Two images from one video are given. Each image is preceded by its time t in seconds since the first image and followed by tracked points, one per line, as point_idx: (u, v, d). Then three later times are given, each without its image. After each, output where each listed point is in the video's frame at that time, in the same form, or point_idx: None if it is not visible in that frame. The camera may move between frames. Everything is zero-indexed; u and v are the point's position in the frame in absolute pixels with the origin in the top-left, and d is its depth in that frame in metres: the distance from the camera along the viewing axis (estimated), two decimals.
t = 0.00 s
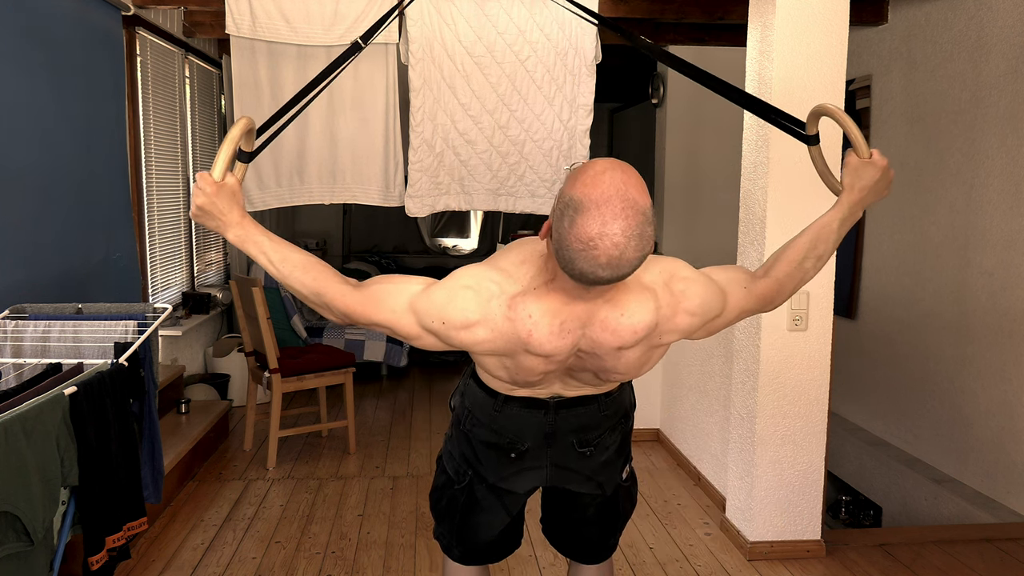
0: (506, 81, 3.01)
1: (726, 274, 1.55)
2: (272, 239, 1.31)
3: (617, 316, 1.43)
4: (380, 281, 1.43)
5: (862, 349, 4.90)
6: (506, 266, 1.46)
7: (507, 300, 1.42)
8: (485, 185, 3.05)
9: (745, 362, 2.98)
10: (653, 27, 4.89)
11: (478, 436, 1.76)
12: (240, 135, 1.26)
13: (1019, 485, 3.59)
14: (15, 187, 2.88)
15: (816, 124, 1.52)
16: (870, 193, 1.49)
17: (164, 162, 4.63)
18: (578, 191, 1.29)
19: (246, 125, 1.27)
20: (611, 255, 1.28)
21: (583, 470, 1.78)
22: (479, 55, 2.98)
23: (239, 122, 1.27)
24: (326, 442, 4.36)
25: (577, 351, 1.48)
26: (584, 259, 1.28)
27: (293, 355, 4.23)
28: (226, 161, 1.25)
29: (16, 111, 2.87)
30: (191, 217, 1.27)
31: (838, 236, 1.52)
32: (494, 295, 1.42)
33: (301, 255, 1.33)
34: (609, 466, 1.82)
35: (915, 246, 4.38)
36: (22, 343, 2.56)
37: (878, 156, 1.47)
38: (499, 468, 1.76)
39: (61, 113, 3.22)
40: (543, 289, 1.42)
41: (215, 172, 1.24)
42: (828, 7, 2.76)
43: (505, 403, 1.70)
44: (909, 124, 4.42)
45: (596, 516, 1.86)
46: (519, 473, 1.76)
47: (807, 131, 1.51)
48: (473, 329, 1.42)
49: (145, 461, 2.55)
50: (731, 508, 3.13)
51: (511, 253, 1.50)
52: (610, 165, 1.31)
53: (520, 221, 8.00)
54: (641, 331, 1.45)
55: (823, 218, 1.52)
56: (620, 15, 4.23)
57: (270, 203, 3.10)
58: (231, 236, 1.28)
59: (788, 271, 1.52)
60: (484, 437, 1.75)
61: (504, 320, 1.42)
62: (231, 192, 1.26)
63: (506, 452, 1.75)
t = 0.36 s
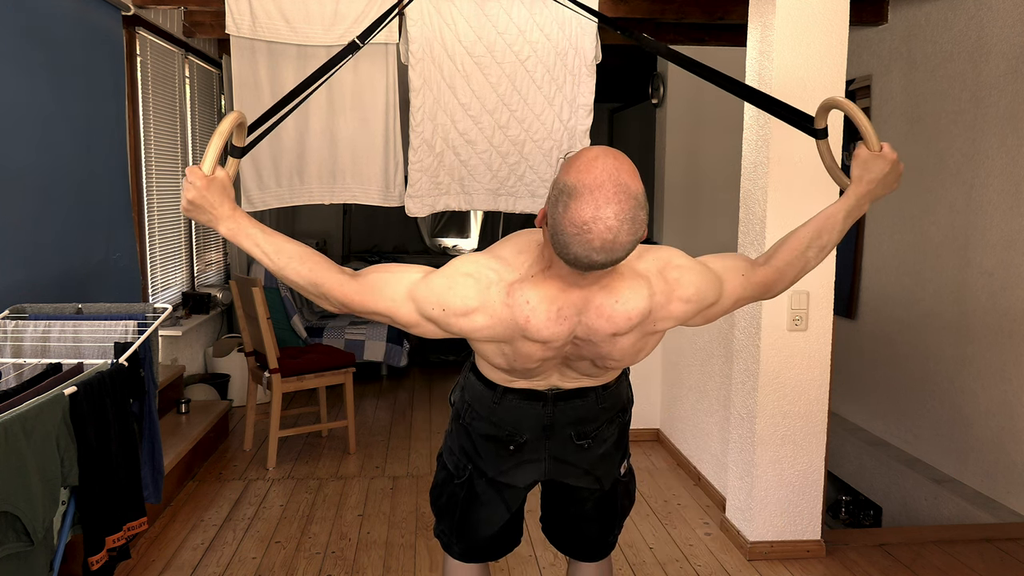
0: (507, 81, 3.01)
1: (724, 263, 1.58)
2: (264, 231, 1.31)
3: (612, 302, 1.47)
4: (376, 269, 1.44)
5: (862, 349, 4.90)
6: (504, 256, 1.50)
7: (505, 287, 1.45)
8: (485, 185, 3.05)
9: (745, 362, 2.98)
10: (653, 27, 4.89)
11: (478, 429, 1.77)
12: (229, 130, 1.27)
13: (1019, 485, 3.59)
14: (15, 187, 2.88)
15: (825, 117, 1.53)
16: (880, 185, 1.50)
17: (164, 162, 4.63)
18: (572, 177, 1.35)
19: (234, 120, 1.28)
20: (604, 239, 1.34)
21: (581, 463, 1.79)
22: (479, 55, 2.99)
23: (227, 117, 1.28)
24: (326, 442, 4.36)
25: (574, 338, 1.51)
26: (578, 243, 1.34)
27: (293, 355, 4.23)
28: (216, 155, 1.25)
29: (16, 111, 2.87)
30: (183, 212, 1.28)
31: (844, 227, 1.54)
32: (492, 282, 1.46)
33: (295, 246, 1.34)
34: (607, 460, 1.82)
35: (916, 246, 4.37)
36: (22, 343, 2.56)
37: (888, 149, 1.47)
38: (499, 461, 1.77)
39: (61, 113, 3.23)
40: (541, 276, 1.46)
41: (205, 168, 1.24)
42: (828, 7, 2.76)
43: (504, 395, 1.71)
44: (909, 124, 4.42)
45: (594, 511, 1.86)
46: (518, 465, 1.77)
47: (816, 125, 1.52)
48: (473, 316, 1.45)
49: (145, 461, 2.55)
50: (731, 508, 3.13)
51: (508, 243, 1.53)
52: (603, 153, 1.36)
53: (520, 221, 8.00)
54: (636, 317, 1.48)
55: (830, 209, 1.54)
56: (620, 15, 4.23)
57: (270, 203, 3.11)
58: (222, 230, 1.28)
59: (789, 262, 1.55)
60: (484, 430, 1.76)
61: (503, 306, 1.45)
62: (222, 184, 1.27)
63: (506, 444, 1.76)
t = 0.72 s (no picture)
0: (507, 81, 3.01)
1: (724, 258, 1.59)
2: (263, 231, 1.31)
3: (611, 297, 1.47)
4: (378, 265, 1.44)
5: (862, 349, 4.90)
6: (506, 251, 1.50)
7: (508, 282, 1.46)
8: (485, 185, 3.05)
9: (745, 362, 2.98)
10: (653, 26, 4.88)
11: (479, 425, 1.77)
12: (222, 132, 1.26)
13: (1019, 485, 3.59)
14: (15, 187, 2.88)
15: (833, 115, 1.52)
16: (888, 183, 1.48)
17: (164, 162, 4.63)
18: (572, 176, 1.35)
19: (225, 121, 1.27)
20: (603, 237, 1.34)
21: (581, 457, 1.79)
22: (479, 55, 2.99)
23: (220, 119, 1.27)
24: (326, 442, 4.36)
25: (574, 332, 1.51)
26: (578, 241, 1.34)
27: (293, 355, 4.23)
28: (210, 158, 1.24)
29: (16, 111, 2.86)
30: (178, 216, 1.26)
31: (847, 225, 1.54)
32: (495, 277, 1.46)
33: (294, 244, 1.33)
34: (606, 455, 1.82)
35: (915, 246, 4.37)
36: (21, 343, 2.56)
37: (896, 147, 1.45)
38: (500, 456, 1.77)
39: (61, 113, 3.23)
40: (542, 270, 1.46)
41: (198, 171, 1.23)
42: (828, 7, 2.76)
43: (505, 389, 1.71)
44: (909, 124, 4.42)
45: (593, 507, 1.86)
46: (519, 460, 1.77)
47: (823, 123, 1.52)
48: (476, 310, 1.46)
49: (145, 461, 2.55)
50: (731, 508, 3.13)
51: (510, 239, 1.54)
52: (603, 153, 1.37)
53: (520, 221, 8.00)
54: (635, 311, 1.49)
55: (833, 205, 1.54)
56: (620, 15, 4.23)
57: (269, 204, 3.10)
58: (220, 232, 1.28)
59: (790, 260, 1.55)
60: (485, 425, 1.76)
61: (506, 301, 1.46)
62: (216, 187, 1.26)
63: (506, 439, 1.76)
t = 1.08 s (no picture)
0: (506, 81, 3.01)
1: (724, 250, 1.59)
2: (261, 227, 1.31)
3: (610, 285, 1.48)
4: (379, 257, 1.44)
5: (862, 349, 4.90)
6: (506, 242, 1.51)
7: (510, 270, 1.46)
8: (486, 185, 3.05)
9: (745, 362, 2.98)
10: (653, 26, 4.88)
11: (480, 419, 1.77)
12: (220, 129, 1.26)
13: (1018, 485, 3.60)
14: (16, 187, 2.88)
15: (840, 116, 1.52)
16: (894, 184, 1.48)
17: (164, 162, 4.63)
18: (571, 162, 1.36)
19: (223, 119, 1.27)
20: (601, 223, 1.34)
21: (581, 452, 1.79)
22: (479, 55, 2.99)
23: (218, 116, 1.28)
24: (326, 442, 4.36)
25: (574, 322, 1.52)
26: (576, 227, 1.34)
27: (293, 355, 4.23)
28: (206, 156, 1.24)
29: (16, 111, 2.86)
30: (177, 216, 1.26)
31: (851, 224, 1.54)
32: (497, 266, 1.46)
33: (293, 239, 1.33)
34: (606, 450, 1.82)
35: (916, 246, 4.37)
36: (22, 343, 2.56)
37: (903, 149, 1.45)
38: (501, 452, 1.77)
39: (62, 113, 3.23)
40: (542, 259, 1.47)
41: (196, 165, 1.23)
42: (828, 7, 2.76)
43: (506, 383, 1.71)
44: (908, 124, 4.42)
45: (592, 503, 1.85)
46: (520, 455, 1.77)
47: (829, 124, 1.52)
48: (479, 300, 1.46)
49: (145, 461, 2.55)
50: (731, 508, 3.13)
51: (511, 231, 1.54)
52: (601, 141, 1.37)
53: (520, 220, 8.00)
54: (632, 299, 1.50)
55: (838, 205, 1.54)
56: (620, 15, 4.23)
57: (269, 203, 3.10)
58: (219, 230, 1.28)
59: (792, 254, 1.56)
60: (486, 419, 1.76)
61: (509, 289, 1.46)
62: (213, 185, 1.26)
63: (507, 434, 1.76)
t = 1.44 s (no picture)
0: (506, 81, 3.01)
1: (721, 244, 1.59)
2: (261, 223, 1.31)
3: (606, 275, 1.49)
4: (380, 251, 1.44)
5: (862, 349, 4.90)
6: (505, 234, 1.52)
7: (509, 260, 1.47)
8: (486, 185, 3.05)
9: (745, 362, 2.98)
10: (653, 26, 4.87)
11: (479, 414, 1.77)
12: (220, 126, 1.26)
13: (1018, 484, 3.60)
14: (15, 188, 2.88)
15: (845, 117, 1.52)
16: (897, 185, 1.48)
17: (164, 163, 4.63)
18: (567, 152, 1.37)
19: (223, 116, 1.27)
20: (596, 211, 1.35)
21: (579, 447, 1.79)
22: (479, 55, 2.99)
23: (218, 114, 1.27)
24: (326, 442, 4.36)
25: (572, 312, 1.52)
26: (571, 215, 1.35)
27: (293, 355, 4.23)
28: (206, 152, 1.24)
29: (16, 111, 2.86)
30: (176, 212, 1.26)
31: (852, 223, 1.54)
32: (496, 257, 1.47)
33: (293, 235, 1.33)
34: (603, 445, 1.82)
35: (916, 246, 4.37)
36: (21, 343, 2.56)
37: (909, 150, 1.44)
38: (500, 447, 1.77)
39: (62, 113, 3.23)
40: (541, 249, 1.47)
41: (196, 164, 1.23)
42: (828, 7, 2.76)
43: (504, 377, 1.71)
44: (908, 123, 4.42)
45: (591, 499, 1.85)
46: (518, 450, 1.77)
47: (834, 124, 1.51)
48: (479, 290, 1.46)
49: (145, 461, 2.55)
50: (731, 508, 3.13)
51: (510, 224, 1.55)
52: (597, 133, 1.38)
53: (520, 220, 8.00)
54: (628, 289, 1.50)
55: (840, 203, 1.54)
56: (620, 15, 4.23)
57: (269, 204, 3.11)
58: (219, 226, 1.28)
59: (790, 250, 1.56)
60: (485, 414, 1.76)
61: (508, 279, 1.46)
62: (213, 181, 1.26)
63: (506, 428, 1.76)
